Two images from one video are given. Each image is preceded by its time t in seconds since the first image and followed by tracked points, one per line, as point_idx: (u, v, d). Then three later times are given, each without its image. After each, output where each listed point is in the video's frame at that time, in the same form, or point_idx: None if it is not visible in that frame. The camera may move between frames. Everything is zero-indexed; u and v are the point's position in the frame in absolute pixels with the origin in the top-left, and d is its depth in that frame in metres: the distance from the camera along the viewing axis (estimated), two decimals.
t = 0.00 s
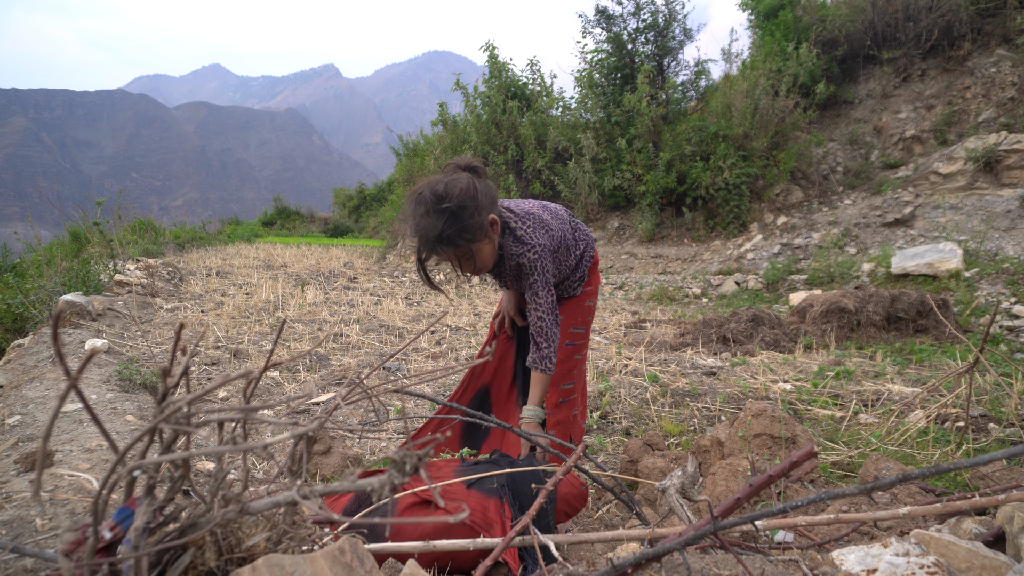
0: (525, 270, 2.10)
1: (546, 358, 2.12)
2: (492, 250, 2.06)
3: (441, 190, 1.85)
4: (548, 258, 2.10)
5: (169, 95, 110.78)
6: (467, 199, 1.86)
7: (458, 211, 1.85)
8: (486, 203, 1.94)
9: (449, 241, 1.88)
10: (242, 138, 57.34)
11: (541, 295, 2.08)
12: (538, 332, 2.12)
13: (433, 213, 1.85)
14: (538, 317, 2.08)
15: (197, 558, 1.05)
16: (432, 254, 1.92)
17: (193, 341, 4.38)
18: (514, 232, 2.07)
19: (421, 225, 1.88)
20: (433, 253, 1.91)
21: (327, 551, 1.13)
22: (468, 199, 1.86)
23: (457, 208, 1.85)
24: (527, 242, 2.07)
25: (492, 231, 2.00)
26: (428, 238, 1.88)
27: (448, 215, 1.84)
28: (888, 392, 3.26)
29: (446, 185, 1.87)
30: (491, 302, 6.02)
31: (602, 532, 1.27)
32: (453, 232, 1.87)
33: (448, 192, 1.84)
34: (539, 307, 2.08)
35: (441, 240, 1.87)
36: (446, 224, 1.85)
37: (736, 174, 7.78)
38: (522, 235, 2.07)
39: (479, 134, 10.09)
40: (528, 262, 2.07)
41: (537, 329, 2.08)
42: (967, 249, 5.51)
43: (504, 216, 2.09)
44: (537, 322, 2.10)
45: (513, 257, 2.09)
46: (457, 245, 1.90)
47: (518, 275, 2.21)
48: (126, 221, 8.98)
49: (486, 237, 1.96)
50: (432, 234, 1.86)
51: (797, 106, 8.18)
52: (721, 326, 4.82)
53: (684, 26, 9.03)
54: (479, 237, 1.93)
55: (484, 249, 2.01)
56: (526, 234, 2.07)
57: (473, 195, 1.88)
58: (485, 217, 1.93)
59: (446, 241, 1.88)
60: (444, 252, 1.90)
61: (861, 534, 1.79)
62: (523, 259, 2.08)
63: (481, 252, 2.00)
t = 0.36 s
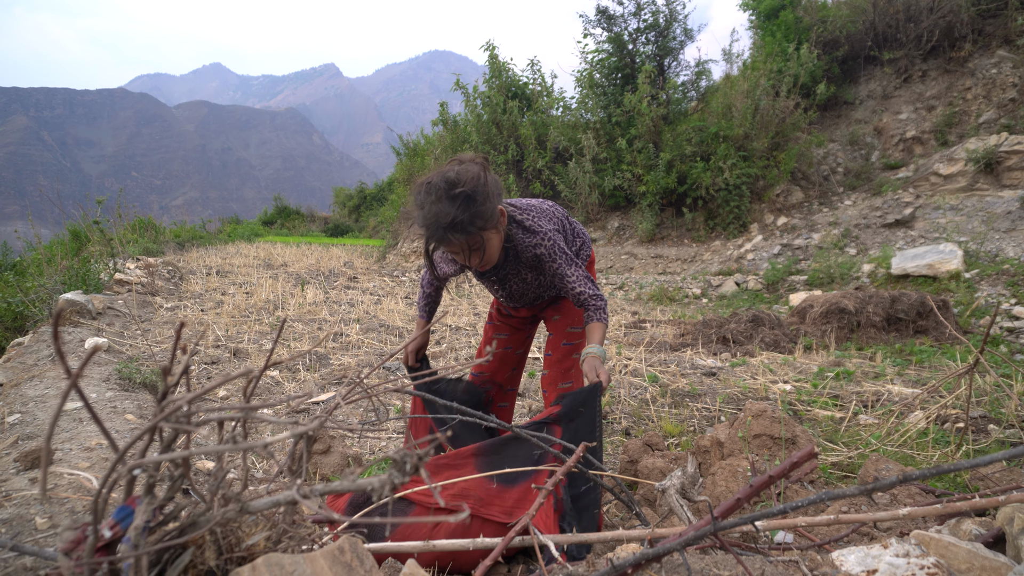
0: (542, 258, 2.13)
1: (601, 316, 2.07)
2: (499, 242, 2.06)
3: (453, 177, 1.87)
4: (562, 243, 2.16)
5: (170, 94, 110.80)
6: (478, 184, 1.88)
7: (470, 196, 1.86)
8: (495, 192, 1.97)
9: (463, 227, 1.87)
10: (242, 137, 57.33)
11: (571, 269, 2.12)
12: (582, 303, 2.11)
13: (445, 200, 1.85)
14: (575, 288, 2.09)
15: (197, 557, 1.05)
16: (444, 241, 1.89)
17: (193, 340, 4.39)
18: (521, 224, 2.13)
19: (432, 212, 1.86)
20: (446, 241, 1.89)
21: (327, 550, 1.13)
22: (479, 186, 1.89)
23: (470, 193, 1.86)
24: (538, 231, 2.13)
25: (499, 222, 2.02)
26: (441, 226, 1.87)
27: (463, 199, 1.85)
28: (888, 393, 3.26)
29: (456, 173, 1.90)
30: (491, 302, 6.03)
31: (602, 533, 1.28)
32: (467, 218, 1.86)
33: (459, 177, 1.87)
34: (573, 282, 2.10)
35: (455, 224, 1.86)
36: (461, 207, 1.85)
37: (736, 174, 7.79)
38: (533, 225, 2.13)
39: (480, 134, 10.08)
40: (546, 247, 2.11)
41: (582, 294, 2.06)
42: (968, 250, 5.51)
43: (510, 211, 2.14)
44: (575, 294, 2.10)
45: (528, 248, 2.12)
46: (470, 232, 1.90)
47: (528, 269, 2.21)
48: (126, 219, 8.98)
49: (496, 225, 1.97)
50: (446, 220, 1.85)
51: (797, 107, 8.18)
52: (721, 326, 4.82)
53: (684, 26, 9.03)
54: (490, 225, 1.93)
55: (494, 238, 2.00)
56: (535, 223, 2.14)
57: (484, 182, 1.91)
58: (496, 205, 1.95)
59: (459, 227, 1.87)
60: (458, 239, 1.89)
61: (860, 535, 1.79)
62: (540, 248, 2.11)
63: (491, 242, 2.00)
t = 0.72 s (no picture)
0: (562, 266, 2.16)
1: (609, 315, 2.22)
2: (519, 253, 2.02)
3: (480, 183, 1.85)
4: (578, 249, 2.20)
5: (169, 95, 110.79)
6: (505, 190, 1.88)
7: (498, 201, 1.85)
8: (518, 202, 1.97)
9: (492, 233, 1.82)
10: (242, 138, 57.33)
11: (590, 273, 2.21)
12: (601, 303, 2.23)
13: (474, 206, 1.81)
14: (594, 291, 2.21)
15: (197, 559, 1.05)
16: (472, 249, 1.81)
17: (192, 341, 4.38)
18: (539, 235, 2.12)
19: (460, 219, 1.80)
20: (474, 248, 1.82)
21: (327, 552, 1.12)
22: (506, 192, 1.88)
23: (499, 199, 1.85)
24: (556, 241, 2.14)
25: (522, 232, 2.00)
26: (469, 232, 1.80)
27: (491, 204, 1.83)
28: (887, 395, 3.26)
29: (480, 181, 1.88)
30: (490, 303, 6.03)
31: (603, 535, 1.28)
32: (496, 223, 1.83)
33: (486, 184, 1.86)
34: (591, 285, 2.21)
35: (485, 230, 1.81)
36: (490, 213, 1.82)
37: (736, 176, 7.79)
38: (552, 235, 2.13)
39: (480, 135, 10.06)
40: (567, 256, 2.14)
41: (601, 298, 2.19)
42: (967, 251, 5.52)
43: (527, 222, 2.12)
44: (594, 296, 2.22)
45: (548, 258, 2.13)
46: (499, 239, 1.85)
47: (547, 278, 2.23)
48: (125, 220, 8.96)
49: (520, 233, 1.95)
50: (476, 226, 1.79)
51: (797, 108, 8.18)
52: (721, 328, 4.82)
53: (684, 28, 9.03)
54: (516, 232, 1.91)
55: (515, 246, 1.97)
56: (553, 232, 2.14)
57: (510, 190, 1.91)
58: (520, 214, 1.94)
59: (489, 233, 1.82)
60: (487, 245, 1.82)
61: (862, 537, 1.79)
62: (559, 257, 2.14)
63: (513, 252, 1.96)
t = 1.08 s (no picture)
0: (602, 278, 2.18)
1: (649, 306, 2.26)
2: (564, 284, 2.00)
3: (537, 222, 1.79)
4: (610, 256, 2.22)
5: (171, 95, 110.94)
6: (561, 229, 1.82)
7: (556, 243, 1.80)
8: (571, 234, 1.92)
9: (549, 277, 1.79)
10: (244, 138, 57.42)
11: (625, 277, 2.24)
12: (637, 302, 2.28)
13: (532, 249, 1.76)
14: (631, 290, 2.24)
15: (196, 559, 1.04)
16: (525, 290, 1.78)
17: (192, 341, 4.39)
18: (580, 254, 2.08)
19: (515, 260, 1.76)
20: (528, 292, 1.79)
21: (327, 553, 1.12)
22: (562, 230, 1.83)
23: (557, 241, 1.80)
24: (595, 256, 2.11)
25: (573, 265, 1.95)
26: (526, 277, 1.76)
27: (548, 248, 1.77)
28: (888, 396, 3.25)
29: (537, 218, 1.81)
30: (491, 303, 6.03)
31: (603, 536, 1.28)
32: (553, 267, 1.79)
33: (544, 225, 1.80)
34: (629, 285, 2.25)
35: (540, 274, 1.77)
36: (547, 256, 1.77)
37: (737, 177, 7.78)
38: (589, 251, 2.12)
39: (481, 135, 10.05)
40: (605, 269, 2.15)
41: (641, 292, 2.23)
42: (968, 253, 5.51)
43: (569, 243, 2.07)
44: (631, 296, 2.26)
45: (590, 273, 2.12)
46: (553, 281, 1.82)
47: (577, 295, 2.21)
48: (127, 220, 8.96)
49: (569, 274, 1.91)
50: (531, 269, 1.75)
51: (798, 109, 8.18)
52: (722, 329, 4.81)
53: (685, 29, 9.02)
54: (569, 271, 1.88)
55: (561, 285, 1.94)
56: (589, 247, 2.11)
57: (564, 227, 1.85)
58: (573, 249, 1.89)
59: (544, 277, 1.78)
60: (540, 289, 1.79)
61: (862, 538, 1.79)
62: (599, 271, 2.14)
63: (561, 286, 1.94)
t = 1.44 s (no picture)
0: (611, 251, 2.29)
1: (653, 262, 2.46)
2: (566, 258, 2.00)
3: (540, 184, 1.84)
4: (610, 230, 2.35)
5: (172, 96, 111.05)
6: (562, 191, 1.87)
7: (557, 203, 1.83)
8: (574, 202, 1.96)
9: (549, 235, 1.79)
10: (244, 139, 57.46)
11: (627, 246, 2.38)
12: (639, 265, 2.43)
13: (534, 207, 1.79)
14: (635, 254, 2.39)
15: (199, 561, 1.05)
16: (527, 248, 1.77)
17: (194, 342, 4.39)
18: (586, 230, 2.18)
19: (517, 216, 1.77)
20: (529, 249, 1.78)
21: (329, 553, 1.12)
22: (564, 193, 1.87)
23: (558, 201, 1.84)
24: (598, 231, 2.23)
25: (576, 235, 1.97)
26: (527, 232, 1.76)
27: (550, 206, 1.81)
28: (891, 394, 3.24)
29: (540, 180, 1.87)
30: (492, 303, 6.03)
31: (606, 536, 1.28)
32: (554, 226, 1.81)
33: (546, 185, 1.85)
34: (632, 250, 2.39)
35: (542, 232, 1.78)
36: (549, 213, 1.80)
37: (738, 175, 7.77)
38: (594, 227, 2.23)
39: (481, 135, 10.04)
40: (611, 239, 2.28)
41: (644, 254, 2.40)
42: (970, 250, 5.50)
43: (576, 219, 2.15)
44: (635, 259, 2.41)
45: (596, 248, 2.23)
46: (555, 242, 1.82)
47: (581, 273, 2.24)
48: (128, 221, 8.97)
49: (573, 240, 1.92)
50: (534, 226, 1.76)
51: (799, 107, 8.15)
52: (723, 327, 4.81)
53: (686, 27, 9.01)
54: (570, 236, 1.89)
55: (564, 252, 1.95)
56: (593, 223, 2.23)
57: (567, 190, 1.90)
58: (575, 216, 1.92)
59: (545, 235, 1.78)
60: (541, 247, 1.79)
61: (865, 537, 1.79)
62: (606, 243, 2.26)
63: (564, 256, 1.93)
